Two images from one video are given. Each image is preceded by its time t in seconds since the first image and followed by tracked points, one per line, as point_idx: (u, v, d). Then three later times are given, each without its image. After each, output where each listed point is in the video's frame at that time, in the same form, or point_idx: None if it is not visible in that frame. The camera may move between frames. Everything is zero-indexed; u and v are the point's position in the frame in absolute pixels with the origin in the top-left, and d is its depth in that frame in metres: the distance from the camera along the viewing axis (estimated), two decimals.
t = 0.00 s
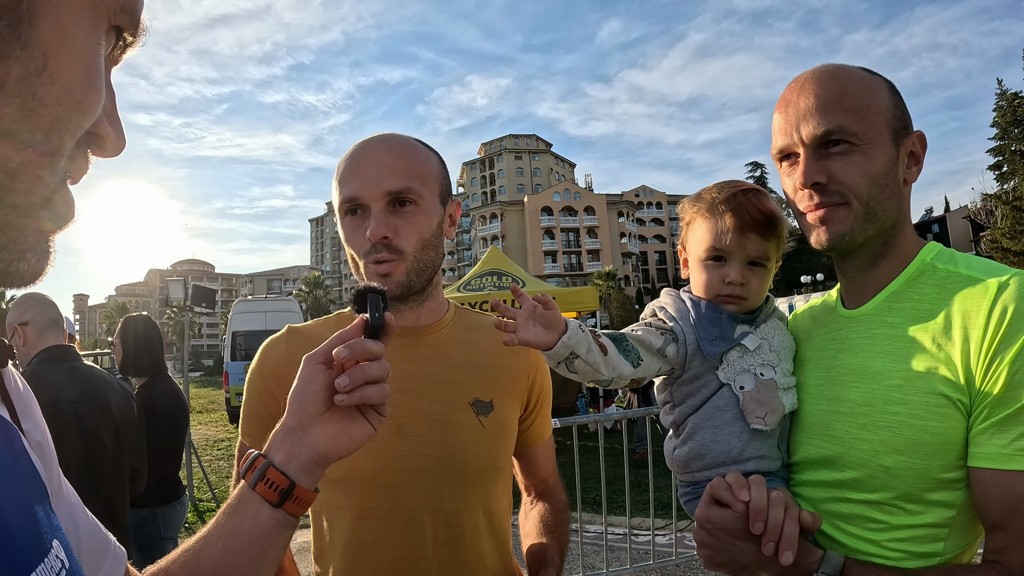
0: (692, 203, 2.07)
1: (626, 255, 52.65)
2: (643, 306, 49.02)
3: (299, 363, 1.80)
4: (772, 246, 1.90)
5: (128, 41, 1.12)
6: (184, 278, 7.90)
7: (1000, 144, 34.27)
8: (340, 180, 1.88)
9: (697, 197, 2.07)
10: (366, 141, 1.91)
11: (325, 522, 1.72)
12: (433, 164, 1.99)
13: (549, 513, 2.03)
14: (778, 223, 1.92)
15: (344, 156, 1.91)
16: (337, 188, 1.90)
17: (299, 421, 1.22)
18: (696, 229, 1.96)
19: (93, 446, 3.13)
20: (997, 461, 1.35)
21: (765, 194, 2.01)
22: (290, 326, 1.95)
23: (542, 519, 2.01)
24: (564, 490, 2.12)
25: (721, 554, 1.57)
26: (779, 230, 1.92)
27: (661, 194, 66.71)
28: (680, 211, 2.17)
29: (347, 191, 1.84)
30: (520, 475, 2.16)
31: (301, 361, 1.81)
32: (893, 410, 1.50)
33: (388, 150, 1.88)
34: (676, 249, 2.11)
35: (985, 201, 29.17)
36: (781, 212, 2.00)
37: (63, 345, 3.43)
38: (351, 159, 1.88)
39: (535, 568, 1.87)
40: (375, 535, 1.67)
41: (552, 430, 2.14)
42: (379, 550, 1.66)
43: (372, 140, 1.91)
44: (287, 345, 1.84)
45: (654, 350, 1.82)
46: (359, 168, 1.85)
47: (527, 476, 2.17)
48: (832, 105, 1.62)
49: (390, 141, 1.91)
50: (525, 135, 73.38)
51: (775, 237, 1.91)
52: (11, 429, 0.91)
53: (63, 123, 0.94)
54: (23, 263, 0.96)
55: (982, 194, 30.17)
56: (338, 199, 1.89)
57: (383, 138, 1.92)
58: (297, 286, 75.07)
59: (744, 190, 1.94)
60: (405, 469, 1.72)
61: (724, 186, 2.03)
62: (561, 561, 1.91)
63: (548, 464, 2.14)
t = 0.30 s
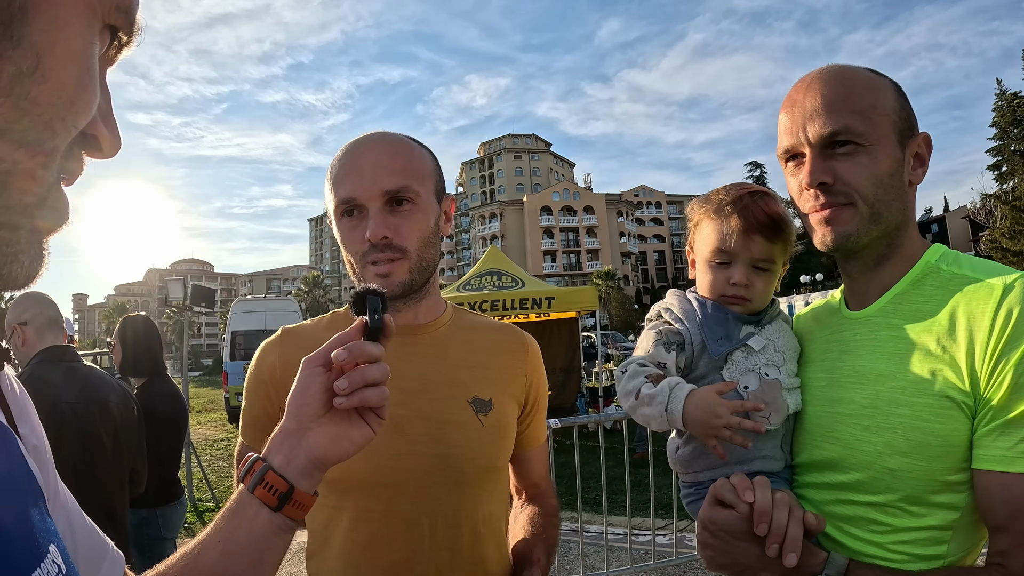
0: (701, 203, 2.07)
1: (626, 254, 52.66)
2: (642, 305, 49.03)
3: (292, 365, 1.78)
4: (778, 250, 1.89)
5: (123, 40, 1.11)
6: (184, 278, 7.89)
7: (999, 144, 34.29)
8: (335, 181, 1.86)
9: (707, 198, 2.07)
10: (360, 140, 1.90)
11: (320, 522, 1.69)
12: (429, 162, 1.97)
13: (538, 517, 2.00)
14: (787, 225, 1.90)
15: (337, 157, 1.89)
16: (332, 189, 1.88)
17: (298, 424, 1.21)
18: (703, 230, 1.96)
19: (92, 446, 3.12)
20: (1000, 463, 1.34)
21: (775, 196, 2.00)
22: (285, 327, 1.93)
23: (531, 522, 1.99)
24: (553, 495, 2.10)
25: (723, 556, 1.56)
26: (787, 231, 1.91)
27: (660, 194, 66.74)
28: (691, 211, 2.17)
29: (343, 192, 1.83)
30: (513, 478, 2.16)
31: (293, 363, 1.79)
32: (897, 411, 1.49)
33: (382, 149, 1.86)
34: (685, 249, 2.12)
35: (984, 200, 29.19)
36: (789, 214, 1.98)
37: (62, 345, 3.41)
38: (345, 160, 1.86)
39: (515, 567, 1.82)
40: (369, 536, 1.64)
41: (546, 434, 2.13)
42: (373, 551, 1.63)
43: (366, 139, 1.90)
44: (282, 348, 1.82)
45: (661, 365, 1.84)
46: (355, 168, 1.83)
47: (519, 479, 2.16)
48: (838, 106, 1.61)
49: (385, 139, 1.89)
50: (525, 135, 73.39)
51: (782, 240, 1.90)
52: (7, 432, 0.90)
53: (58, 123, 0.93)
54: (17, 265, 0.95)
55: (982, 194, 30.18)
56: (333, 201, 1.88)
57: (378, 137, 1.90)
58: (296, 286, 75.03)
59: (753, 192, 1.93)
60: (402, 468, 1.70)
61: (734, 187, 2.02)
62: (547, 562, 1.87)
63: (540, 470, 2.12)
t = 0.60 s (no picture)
0: (716, 207, 2.01)
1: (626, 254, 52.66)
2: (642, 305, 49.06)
3: (299, 364, 1.78)
4: (795, 260, 1.86)
5: (123, 41, 1.10)
6: (183, 278, 7.88)
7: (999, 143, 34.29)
8: (335, 182, 1.86)
9: (722, 200, 2.01)
10: (360, 142, 1.89)
11: (319, 516, 1.70)
12: (429, 165, 1.97)
13: (561, 518, 1.96)
14: (803, 233, 1.87)
15: (338, 158, 1.89)
16: (333, 191, 1.88)
17: (303, 425, 1.21)
18: (719, 238, 1.91)
19: (94, 446, 3.11)
20: (1005, 460, 1.33)
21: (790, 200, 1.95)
22: (291, 329, 1.93)
23: (554, 524, 1.93)
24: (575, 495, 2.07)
25: (731, 553, 1.56)
26: (804, 240, 1.88)
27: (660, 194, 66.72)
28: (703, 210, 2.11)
29: (342, 194, 1.83)
30: (528, 482, 2.13)
31: (300, 361, 1.79)
32: (902, 409, 1.49)
33: (381, 151, 1.86)
34: (697, 250, 2.08)
35: (984, 200, 29.22)
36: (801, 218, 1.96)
37: (63, 345, 3.40)
38: (346, 161, 1.86)
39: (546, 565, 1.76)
40: (366, 531, 1.64)
41: (557, 432, 2.13)
42: (370, 546, 1.63)
43: (366, 141, 1.89)
44: (289, 348, 1.81)
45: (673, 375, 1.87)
46: (354, 170, 1.83)
47: (535, 483, 2.12)
48: (844, 107, 1.61)
49: (384, 141, 1.89)
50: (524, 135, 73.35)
51: (798, 250, 1.86)
52: (11, 434, 0.90)
53: (56, 124, 0.93)
54: (17, 268, 0.94)
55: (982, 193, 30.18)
56: (334, 202, 1.88)
57: (378, 139, 1.90)
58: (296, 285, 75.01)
59: (771, 200, 1.88)
60: (399, 463, 1.69)
61: (750, 191, 1.96)
62: (575, 560, 1.81)
63: (556, 470, 2.11)
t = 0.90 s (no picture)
0: (699, 217, 1.91)
1: (625, 253, 52.67)
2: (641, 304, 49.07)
3: (298, 363, 1.78)
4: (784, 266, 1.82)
5: (126, 41, 1.10)
6: (183, 277, 7.87)
7: (999, 143, 34.30)
8: (336, 178, 1.86)
9: (704, 208, 1.92)
10: (363, 139, 1.90)
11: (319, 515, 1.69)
12: (429, 164, 1.97)
13: (537, 517, 1.97)
14: (791, 238, 1.81)
15: (340, 155, 1.89)
16: (334, 186, 1.88)
17: (306, 425, 1.20)
18: (706, 252, 1.83)
19: (95, 447, 3.11)
20: (1009, 458, 1.33)
21: (775, 200, 1.87)
22: (287, 329, 1.91)
23: (528, 522, 1.96)
24: (552, 495, 2.06)
25: (739, 552, 1.55)
26: (792, 245, 1.82)
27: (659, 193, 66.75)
28: (684, 216, 2.02)
29: (344, 188, 1.83)
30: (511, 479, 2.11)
31: (300, 361, 1.78)
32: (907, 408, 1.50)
33: (384, 147, 1.86)
34: (681, 260, 2.01)
35: (984, 199, 29.26)
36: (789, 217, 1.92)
37: (62, 345, 3.39)
38: (347, 157, 1.87)
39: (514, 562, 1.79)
40: (366, 530, 1.64)
41: (546, 433, 2.10)
42: (369, 545, 1.63)
43: (368, 138, 1.90)
44: (288, 348, 1.81)
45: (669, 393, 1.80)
46: (356, 165, 1.84)
47: (518, 481, 2.10)
48: (851, 107, 1.60)
49: (386, 140, 1.89)
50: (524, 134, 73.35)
51: (788, 254, 1.81)
52: (16, 432, 0.89)
53: (60, 123, 0.92)
54: (21, 267, 0.94)
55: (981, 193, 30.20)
56: (335, 197, 1.87)
57: (380, 137, 1.90)
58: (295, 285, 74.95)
59: (757, 208, 1.79)
60: (398, 463, 1.69)
61: (733, 198, 1.86)
62: (545, 560, 1.83)
63: (539, 469, 2.09)
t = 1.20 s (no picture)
0: (688, 224, 1.87)
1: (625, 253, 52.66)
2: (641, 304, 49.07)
3: (292, 364, 1.77)
4: (777, 274, 1.77)
5: (123, 37, 1.08)
6: (183, 277, 7.86)
7: (998, 142, 34.30)
8: (336, 174, 1.84)
9: (694, 214, 1.87)
10: (364, 137, 1.89)
11: (317, 515, 1.68)
12: (429, 164, 1.97)
13: (538, 511, 1.95)
14: (784, 245, 1.76)
15: (341, 151, 1.88)
16: (333, 182, 1.86)
17: (302, 423, 1.20)
18: (694, 262, 1.79)
19: (95, 446, 3.10)
20: (1014, 454, 1.33)
21: (769, 203, 1.82)
22: (281, 326, 1.90)
23: (530, 516, 1.94)
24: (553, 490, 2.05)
25: (742, 551, 1.53)
26: (786, 252, 1.77)
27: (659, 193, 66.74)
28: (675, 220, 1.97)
29: (345, 183, 1.81)
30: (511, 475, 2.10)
31: (293, 361, 1.77)
32: (911, 404, 1.49)
33: (385, 146, 1.86)
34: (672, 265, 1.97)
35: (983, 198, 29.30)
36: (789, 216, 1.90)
37: (61, 345, 3.37)
38: (348, 153, 1.86)
39: (513, 557, 1.78)
40: (365, 529, 1.63)
41: (543, 428, 2.08)
42: (368, 545, 1.62)
43: (369, 136, 1.89)
44: (282, 348, 1.79)
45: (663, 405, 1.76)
46: (359, 162, 1.83)
47: (517, 476, 2.10)
48: (855, 105, 1.59)
49: (388, 138, 1.89)
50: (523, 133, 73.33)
51: (780, 261, 1.76)
52: (10, 432, 0.88)
53: (56, 120, 0.91)
54: (17, 264, 0.92)
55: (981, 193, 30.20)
56: (333, 193, 1.85)
57: (382, 135, 1.90)
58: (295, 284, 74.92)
59: (747, 216, 1.74)
60: (396, 462, 1.68)
61: (723, 204, 1.81)
62: (545, 555, 1.81)
63: (538, 465, 2.07)
